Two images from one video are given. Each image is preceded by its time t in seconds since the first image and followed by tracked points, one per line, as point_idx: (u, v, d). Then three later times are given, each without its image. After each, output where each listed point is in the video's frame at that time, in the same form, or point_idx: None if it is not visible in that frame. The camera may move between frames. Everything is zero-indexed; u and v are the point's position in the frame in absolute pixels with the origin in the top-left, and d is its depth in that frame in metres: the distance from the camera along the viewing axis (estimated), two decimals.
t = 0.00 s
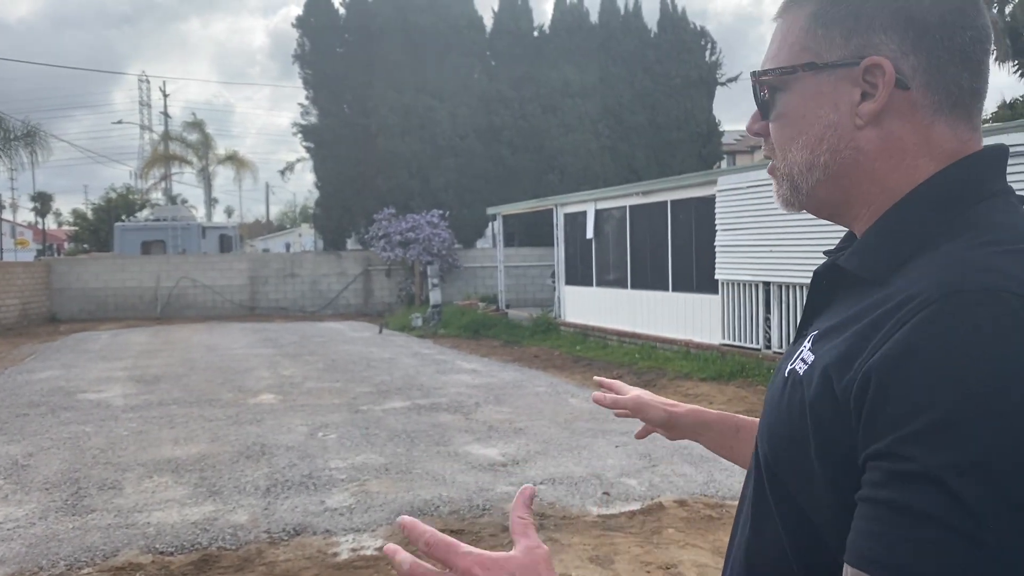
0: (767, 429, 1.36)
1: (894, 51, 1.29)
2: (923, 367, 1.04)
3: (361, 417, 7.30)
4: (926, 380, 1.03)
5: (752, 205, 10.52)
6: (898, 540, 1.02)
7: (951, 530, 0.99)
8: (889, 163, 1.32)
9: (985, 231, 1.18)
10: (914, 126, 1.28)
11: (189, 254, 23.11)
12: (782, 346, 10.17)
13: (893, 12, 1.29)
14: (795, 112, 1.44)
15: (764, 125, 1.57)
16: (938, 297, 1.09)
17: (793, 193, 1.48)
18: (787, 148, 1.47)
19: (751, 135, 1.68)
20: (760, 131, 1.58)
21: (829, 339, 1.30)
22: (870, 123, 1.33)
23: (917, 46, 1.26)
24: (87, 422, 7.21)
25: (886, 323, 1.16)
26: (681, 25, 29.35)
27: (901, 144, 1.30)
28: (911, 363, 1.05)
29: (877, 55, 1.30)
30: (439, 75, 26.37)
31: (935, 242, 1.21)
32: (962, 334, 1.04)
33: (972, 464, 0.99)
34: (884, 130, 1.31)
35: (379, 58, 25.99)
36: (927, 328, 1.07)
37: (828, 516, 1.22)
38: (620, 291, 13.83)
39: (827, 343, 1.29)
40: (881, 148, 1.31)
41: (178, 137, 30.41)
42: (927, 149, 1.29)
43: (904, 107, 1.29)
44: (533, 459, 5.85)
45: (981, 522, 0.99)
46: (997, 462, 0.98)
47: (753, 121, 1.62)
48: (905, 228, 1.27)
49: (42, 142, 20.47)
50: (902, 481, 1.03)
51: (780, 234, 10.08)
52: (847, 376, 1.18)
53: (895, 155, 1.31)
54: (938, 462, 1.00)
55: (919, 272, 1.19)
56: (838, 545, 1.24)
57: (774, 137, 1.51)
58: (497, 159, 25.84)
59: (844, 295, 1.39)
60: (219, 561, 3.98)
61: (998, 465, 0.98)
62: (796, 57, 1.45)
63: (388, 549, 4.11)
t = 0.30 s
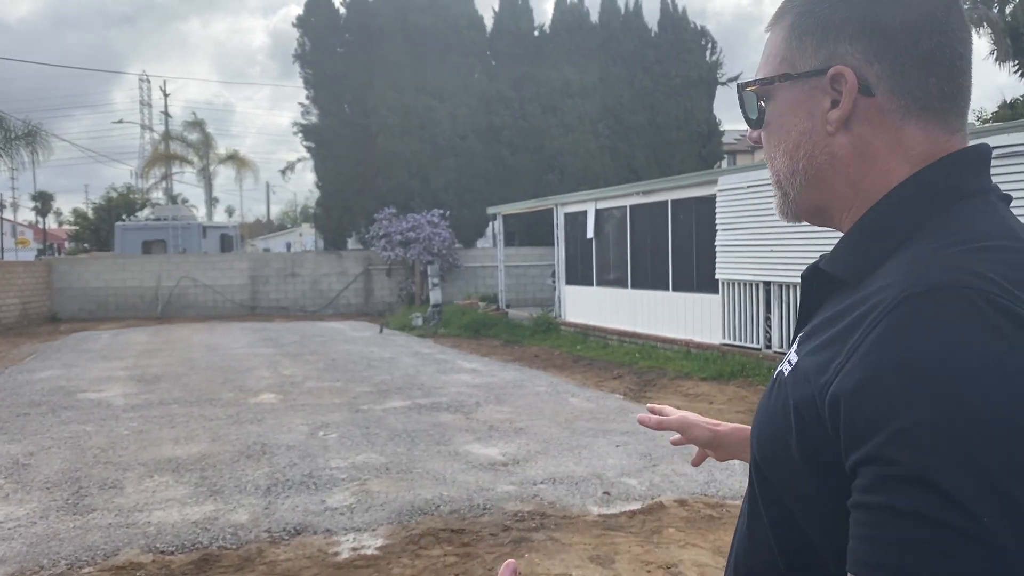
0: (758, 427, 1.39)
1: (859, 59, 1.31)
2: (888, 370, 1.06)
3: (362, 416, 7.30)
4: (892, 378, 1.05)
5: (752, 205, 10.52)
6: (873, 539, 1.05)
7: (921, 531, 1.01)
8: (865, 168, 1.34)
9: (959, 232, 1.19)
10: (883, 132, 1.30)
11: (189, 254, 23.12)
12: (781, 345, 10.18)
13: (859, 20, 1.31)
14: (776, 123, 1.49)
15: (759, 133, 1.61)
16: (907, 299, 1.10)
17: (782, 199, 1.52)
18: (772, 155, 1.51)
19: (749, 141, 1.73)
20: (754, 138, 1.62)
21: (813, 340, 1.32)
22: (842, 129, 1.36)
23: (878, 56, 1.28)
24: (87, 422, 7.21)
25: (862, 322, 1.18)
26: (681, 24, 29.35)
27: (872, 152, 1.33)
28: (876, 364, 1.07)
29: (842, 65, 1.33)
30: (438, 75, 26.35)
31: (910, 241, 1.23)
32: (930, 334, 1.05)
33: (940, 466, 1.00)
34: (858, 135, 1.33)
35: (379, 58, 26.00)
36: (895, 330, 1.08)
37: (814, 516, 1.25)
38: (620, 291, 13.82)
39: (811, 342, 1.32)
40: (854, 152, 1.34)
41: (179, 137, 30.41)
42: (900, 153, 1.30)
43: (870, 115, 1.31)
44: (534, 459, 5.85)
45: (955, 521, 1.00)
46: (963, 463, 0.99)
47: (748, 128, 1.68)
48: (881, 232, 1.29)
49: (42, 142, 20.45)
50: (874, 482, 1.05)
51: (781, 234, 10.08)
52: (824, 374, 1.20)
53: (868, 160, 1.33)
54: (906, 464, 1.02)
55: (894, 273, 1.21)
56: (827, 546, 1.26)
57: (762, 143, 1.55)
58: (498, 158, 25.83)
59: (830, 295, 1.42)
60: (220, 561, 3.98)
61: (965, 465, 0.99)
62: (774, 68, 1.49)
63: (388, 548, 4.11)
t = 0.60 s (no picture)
0: (763, 428, 1.40)
1: (849, 61, 1.33)
2: (882, 370, 1.07)
3: (366, 414, 7.30)
4: (890, 380, 1.06)
5: (756, 205, 10.51)
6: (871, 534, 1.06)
7: (921, 528, 1.02)
8: (862, 169, 1.35)
9: (954, 230, 1.20)
10: (878, 132, 1.31)
11: (192, 252, 23.14)
12: (785, 345, 10.17)
13: (850, 23, 1.32)
14: (773, 127, 1.50)
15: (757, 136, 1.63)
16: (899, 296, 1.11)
17: (783, 202, 1.53)
18: (771, 159, 1.53)
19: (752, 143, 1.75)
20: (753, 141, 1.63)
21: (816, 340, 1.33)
22: (837, 130, 1.37)
23: (870, 57, 1.29)
24: (92, 419, 7.22)
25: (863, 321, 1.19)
26: (685, 24, 29.34)
27: (869, 153, 1.34)
28: (871, 363, 1.08)
29: (834, 67, 1.34)
30: (441, 75, 26.35)
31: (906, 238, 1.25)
32: (920, 333, 1.06)
33: (932, 462, 1.01)
34: (853, 136, 1.34)
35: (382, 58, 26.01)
36: (886, 328, 1.10)
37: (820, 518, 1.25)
38: (623, 290, 13.82)
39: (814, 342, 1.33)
40: (849, 154, 1.35)
41: (183, 135, 30.45)
42: (897, 152, 1.31)
43: (865, 116, 1.32)
44: (537, 457, 5.85)
45: (956, 521, 1.00)
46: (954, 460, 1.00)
47: (748, 131, 1.69)
48: (877, 236, 1.30)
49: (48, 139, 20.43)
50: (871, 479, 1.07)
51: (784, 234, 10.07)
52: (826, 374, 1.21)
53: (864, 161, 1.34)
54: (898, 462, 1.04)
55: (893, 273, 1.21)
56: (830, 542, 1.27)
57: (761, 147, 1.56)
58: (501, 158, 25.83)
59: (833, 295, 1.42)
60: (224, 558, 3.99)
61: (962, 465, 1.00)
62: (769, 73, 1.50)
63: (392, 546, 4.12)
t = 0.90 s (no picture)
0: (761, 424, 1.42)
1: (854, 63, 1.36)
2: (879, 364, 1.11)
3: (372, 410, 7.33)
4: (882, 372, 1.10)
5: (762, 202, 10.50)
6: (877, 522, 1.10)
7: (923, 516, 1.06)
8: (861, 168, 1.38)
9: (947, 228, 1.23)
10: (878, 134, 1.35)
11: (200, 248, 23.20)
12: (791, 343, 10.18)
13: (852, 28, 1.37)
14: (775, 128, 1.53)
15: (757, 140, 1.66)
16: (890, 292, 1.15)
17: (782, 202, 1.56)
18: (771, 160, 1.56)
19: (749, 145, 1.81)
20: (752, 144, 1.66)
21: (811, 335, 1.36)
22: (841, 132, 1.40)
23: (875, 60, 1.33)
24: (100, 414, 7.26)
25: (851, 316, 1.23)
26: (692, 22, 29.29)
27: (866, 155, 1.37)
28: (867, 357, 1.12)
29: (837, 68, 1.38)
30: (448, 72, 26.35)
31: (903, 236, 1.28)
32: (914, 326, 1.10)
33: (928, 450, 1.05)
34: (855, 136, 1.38)
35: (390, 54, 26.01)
36: (881, 321, 1.13)
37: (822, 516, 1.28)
38: (629, 288, 13.82)
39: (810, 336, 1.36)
40: (851, 154, 1.38)
41: (191, 132, 30.51)
42: (894, 152, 1.35)
43: (868, 116, 1.35)
44: (542, 454, 5.86)
45: (950, 504, 1.04)
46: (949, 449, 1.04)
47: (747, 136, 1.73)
48: (877, 235, 1.34)
49: (57, 135, 20.51)
50: (871, 470, 1.10)
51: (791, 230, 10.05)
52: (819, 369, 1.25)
53: (865, 162, 1.37)
54: (897, 453, 1.07)
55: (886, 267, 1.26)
56: (834, 539, 1.28)
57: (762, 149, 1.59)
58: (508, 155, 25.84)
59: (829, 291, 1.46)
60: (231, 552, 4.01)
61: (955, 451, 1.04)
62: (773, 77, 1.53)
63: (398, 541, 4.14)
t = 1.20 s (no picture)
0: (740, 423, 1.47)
1: (805, 81, 1.42)
2: (842, 352, 1.16)
3: (381, 405, 7.35)
4: (844, 355, 1.16)
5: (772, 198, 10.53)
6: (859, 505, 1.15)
7: (900, 497, 1.11)
8: (817, 176, 1.45)
9: (901, 218, 1.30)
10: (831, 144, 1.41)
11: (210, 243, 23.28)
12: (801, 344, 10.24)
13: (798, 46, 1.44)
14: (733, 144, 1.58)
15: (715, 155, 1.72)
16: (851, 279, 1.21)
17: (744, 213, 1.62)
18: (731, 174, 1.61)
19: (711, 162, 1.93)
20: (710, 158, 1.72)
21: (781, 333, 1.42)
22: (796, 145, 1.46)
23: (824, 77, 1.40)
24: (110, 406, 7.30)
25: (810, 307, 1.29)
26: (703, 18, 29.18)
27: (820, 163, 1.43)
28: (825, 346, 1.19)
29: (789, 85, 1.45)
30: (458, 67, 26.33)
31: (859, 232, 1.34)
32: (874, 315, 1.15)
33: (892, 426, 1.11)
34: (810, 148, 1.44)
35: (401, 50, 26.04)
36: (837, 311, 1.19)
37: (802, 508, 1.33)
38: (638, 284, 13.81)
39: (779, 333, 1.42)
40: (807, 165, 1.44)
41: (201, 127, 30.60)
42: (848, 158, 1.41)
43: (820, 128, 1.42)
44: (551, 450, 5.87)
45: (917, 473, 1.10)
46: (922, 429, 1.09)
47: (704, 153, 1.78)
48: (835, 233, 1.39)
49: (69, 130, 20.60)
50: (841, 453, 1.16)
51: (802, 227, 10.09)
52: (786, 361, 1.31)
53: (819, 171, 1.44)
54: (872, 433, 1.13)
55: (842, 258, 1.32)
56: (814, 530, 1.32)
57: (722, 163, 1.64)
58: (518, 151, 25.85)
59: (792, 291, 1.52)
60: (240, 546, 4.03)
61: (917, 423, 1.09)
62: (728, 95, 1.58)
63: (406, 536, 4.15)
